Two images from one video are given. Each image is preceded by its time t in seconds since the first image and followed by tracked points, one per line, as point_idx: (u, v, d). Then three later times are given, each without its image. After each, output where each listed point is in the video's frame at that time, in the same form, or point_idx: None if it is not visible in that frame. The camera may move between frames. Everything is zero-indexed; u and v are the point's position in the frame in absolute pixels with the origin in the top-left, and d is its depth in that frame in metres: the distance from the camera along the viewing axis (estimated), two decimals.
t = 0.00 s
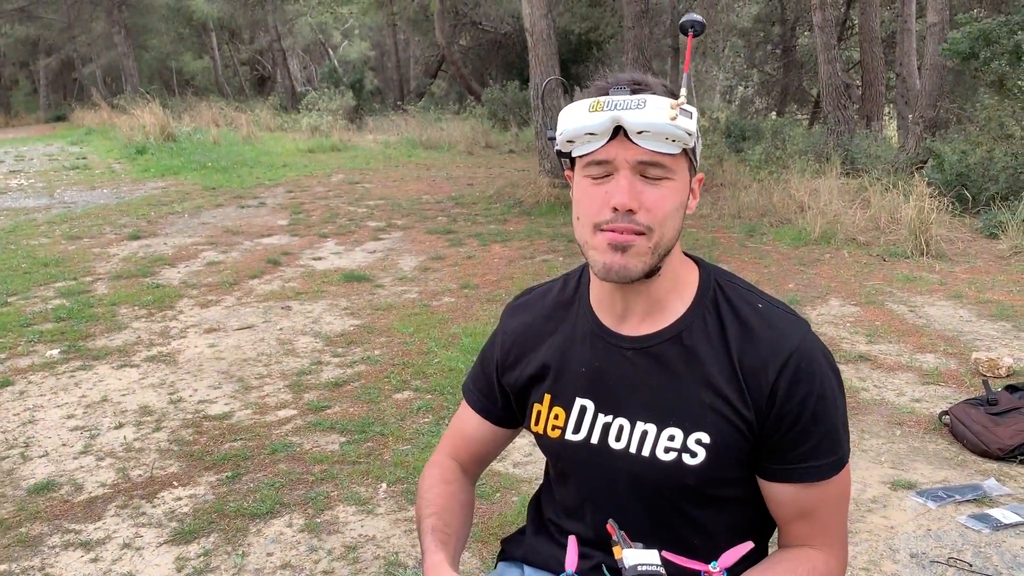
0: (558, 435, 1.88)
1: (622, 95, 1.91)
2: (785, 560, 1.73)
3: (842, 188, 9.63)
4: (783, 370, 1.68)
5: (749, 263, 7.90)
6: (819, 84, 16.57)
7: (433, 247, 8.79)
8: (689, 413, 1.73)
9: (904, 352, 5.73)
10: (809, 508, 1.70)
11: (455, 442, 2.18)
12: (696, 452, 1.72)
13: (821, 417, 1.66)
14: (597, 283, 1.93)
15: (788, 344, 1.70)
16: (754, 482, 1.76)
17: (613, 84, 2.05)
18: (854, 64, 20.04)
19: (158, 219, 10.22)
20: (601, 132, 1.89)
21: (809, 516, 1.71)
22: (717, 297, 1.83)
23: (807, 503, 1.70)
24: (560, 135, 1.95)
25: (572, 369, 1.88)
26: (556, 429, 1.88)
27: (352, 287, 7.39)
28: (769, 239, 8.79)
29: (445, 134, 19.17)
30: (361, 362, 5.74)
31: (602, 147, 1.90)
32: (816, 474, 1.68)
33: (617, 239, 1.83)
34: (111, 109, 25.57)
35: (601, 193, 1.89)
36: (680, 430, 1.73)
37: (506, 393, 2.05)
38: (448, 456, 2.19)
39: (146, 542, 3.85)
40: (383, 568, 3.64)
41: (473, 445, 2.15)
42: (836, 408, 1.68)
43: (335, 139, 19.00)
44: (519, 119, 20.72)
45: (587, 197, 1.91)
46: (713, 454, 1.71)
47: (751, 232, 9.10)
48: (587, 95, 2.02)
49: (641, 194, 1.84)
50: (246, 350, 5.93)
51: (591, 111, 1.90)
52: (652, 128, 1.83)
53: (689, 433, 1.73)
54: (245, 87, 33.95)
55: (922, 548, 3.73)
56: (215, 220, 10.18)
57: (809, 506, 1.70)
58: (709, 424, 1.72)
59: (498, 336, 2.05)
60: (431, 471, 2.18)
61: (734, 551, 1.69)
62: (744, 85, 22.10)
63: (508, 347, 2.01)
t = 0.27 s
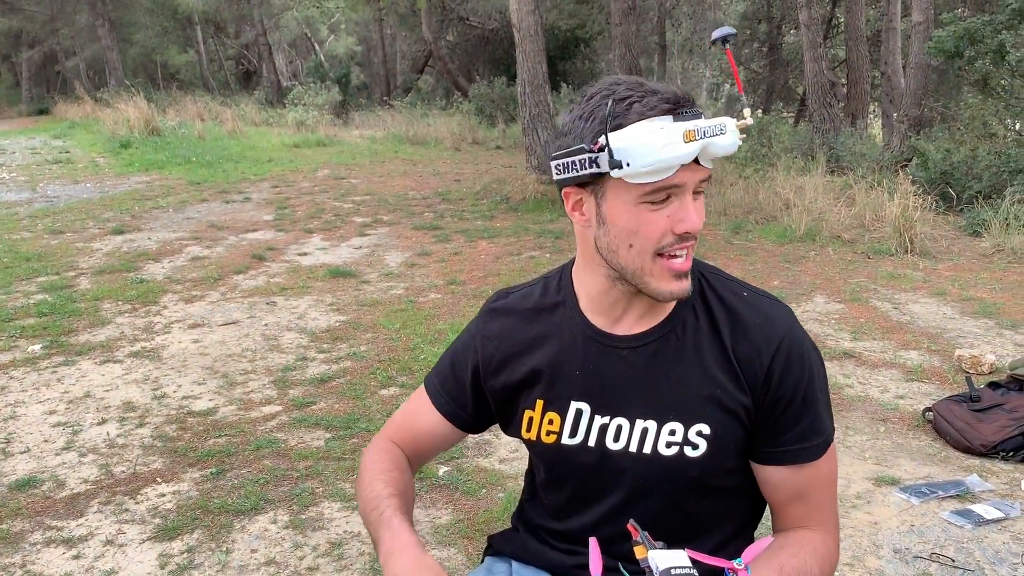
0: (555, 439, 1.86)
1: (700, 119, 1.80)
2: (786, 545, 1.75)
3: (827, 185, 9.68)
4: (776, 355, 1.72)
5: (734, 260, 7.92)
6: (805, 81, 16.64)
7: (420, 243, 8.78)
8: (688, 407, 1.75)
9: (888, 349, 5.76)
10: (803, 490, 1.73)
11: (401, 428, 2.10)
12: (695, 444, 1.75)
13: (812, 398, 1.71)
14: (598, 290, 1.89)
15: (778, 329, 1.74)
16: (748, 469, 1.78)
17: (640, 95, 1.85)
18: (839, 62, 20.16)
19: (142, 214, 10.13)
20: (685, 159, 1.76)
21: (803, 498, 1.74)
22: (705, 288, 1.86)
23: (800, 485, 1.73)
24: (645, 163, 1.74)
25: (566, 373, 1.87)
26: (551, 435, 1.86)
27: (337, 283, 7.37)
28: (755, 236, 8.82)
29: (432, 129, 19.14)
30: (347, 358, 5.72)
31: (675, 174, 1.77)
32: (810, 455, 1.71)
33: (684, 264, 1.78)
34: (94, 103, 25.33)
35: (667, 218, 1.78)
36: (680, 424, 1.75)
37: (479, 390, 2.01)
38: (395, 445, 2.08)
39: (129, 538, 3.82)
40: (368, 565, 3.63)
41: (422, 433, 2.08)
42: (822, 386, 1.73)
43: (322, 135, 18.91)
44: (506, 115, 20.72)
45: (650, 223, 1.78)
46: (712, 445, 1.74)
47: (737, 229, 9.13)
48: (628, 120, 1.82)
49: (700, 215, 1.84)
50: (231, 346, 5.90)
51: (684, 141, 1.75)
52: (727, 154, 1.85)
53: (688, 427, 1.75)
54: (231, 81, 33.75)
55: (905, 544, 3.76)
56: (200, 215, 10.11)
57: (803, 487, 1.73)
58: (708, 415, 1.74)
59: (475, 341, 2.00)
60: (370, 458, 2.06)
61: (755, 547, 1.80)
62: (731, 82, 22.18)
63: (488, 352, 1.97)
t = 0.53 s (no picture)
0: (536, 425, 1.87)
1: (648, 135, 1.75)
2: (745, 532, 1.76)
3: (807, 177, 9.75)
4: (753, 345, 1.78)
5: (714, 251, 7.95)
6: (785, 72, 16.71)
7: (401, 233, 8.75)
8: (668, 393, 1.79)
9: (866, 339, 5.81)
10: (768, 480, 1.77)
11: (375, 418, 2.07)
12: (674, 430, 1.78)
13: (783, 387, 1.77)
14: (574, 279, 1.89)
15: (754, 317, 1.79)
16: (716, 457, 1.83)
17: (611, 93, 1.86)
18: (819, 54, 20.29)
19: (119, 203, 10.03)
20: (623, 171, 1.75)
21: (767, 487, 1.77)
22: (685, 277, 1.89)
23: (765, 474, 1.77)
24: (578, 169, 1.76)
25: (549, 360, 1.87)
26: (534, 422, 1.87)
27: (317, 273, 7.33)
28: (735, 227, 8.87)
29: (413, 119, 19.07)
30: (327, 348, 5.69)
31: (619, 182, 1.77)
32: (775, 443, 1.76)
33: (629, 270, 1.79)
34: (70, 90, 24.93)
35: (613, 223, 1.79)
36: (659, 411, 1.79)
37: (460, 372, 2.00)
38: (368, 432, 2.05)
39: (107, 530, 3.79)
40: (349, 556, 3.63)
41: (395, 425, 2.05)
42: (796, 378, 1.79)
43: (302, 124, 18.76)
44: (488, 105, 20.68)
45: (598, 225, 1.80)
46: (690, 431, 1.78)
47: (718, 220, 9.17)
48: (591, 117, 1.84)
49: (654, 222, 1.80)
50: (210, 336, 5.85)
51: (619, 151, 1.73)
52: (679, 173, 1.77)
53: (668, 413, 1.78)
54: (211, 69, 33.50)
55: (882, 532, 3.80)
56: (178, 204, 10.01)
57: (768, 476, 1.77)
58: (688, 402, 1.78)
59: (456, 327, 1.98)
60: (342, 443, 2.02)
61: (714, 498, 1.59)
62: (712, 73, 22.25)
63: (469, 339, 1.95)
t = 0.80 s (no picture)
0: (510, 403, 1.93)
1: (598, 102, 1.78)
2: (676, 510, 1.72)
3: (782, 163, 9.81)
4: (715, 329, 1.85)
5: (691, 238, 7.98)
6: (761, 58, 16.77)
7: (378, 220, 8.73)
8: (634, 373, 1.84)
9: (840, 324, 5.87)
10: (709, 463, 1.77)
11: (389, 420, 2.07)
12: (638, 411, 1.82)
13: (739, 375, 1.81)
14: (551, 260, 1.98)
15: (715, 301, 1.88)
16: (664, 431, 1.82)
17: (576, 65, 1.94)
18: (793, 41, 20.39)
19: (90, 189, 9.88)
20: (572, 140, 1.79)
21: (708, 472, 1.76)
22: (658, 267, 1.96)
23: (707, 457, 1.77)
24: (530, 134, 1.83)
25: (524, 339, 1.94)
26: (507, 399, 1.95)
27: (292, 260, 7.28)
28: (711, 214, 8.92)
29: (389, 105, 18.95)
30: (302, 336, 5.66)
31: (570, 151, 1.82)
32: (722, 426, 1.78)
33: (584, 244, 1.86)
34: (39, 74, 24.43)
35: (568, 195, 1.85)
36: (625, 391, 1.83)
37: (460, 364, 2.05)
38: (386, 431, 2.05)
39: (80, 519, 3.75)
40: (326, 542, 3.62)
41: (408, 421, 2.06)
42: (758, 368, 1.85)
43: (277, 110, 18.57)
44: (464, 91, 20.60)
45: (555, 197, 1.87)
46: (653, 412, 1.82)
47: (694, 207, 9.22)
48: (554, 87, 1.93)
49: (608, 195, 1.83)
50: (184, 323, 5.80)
51: (563, 117, 1.78)
52: (626, 145, 1.77)
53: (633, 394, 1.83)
54: (184, 54, 32.99)
55: (854, 514, 3.84)
56: (151, 191, 9.89)
57: (712, 461, 1.77)
58: (653, 384, 1.83)
59: (444, 311, 2.07)
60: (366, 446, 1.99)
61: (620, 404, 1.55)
62: (688, 60, 22.29)
63: (454, 321, 2.04)
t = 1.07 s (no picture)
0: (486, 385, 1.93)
1: (560, 83, 1.77)
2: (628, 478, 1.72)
3: (756, 149, 9.88)
4: (683, 306, 1.85)
5: (666, 224, 8.01)
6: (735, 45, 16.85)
7: (353, 207, 8.70)
8: (605, 353, 1.84)
9: (813, 308, 5.93)
10: (667, 434, 1.76)
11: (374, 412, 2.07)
12: (609, 390, 1.82)
13: (703, 350, 1.82)
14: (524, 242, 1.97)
15: (683, 278, 1.89)
16: (626, 403, 1.82)
17: (541, 46, 1.89)
18: (767, 27, 20.51)
19: (60, 177, 9.73)
20: (537, 121, 1.78)
21: (665, 445, 1.76)
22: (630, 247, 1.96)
23: (667, 430, 1.77)
24: (495, 115, 1.82)
25: (498, 320, 1.94)
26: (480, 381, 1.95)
27: (266, 248, 7.23)
28: (686, 200, 8.98)
29: (364, 91, 18.86)
30: (277, 324, 5.62)
31: (535, 132, 1.80)
32: (682, 398, 1.78)
33: (552, 223, 1.85)
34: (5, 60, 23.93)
35: (535, 174, 1.84)
36: (596, 370, 1.83)
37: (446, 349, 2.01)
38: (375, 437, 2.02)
39: (52, 510, 3.69)
40: (302, 531, 3.59)
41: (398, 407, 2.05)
42: (726, 346, 1.85)
43: (251, 97, 18.37)
44: (440, 77, 20.55)
45: (523, 177, 1.85)
46: (624, 390, 1.82)
47: (670, 193, 9.28)
48: (518, 69, 1.89)
49: (575, 175, 1.82)
50: (157, 312, 5.74)
51: (526, 100, 1.77)
52: (589, 125, 1.76)
53: (603, 373, 1.83)
54: (155, 40, 32.49)
55: (826, 496, 3.88)
56: (122, 178, 9.77)
57: (669, 433, 1.77)
58: (623, 362, 1.83)
59: (423, 297, 2.05)
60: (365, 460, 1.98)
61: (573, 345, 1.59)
62: (664, 46, 22.33)
63: (434, 306, 2.03)
